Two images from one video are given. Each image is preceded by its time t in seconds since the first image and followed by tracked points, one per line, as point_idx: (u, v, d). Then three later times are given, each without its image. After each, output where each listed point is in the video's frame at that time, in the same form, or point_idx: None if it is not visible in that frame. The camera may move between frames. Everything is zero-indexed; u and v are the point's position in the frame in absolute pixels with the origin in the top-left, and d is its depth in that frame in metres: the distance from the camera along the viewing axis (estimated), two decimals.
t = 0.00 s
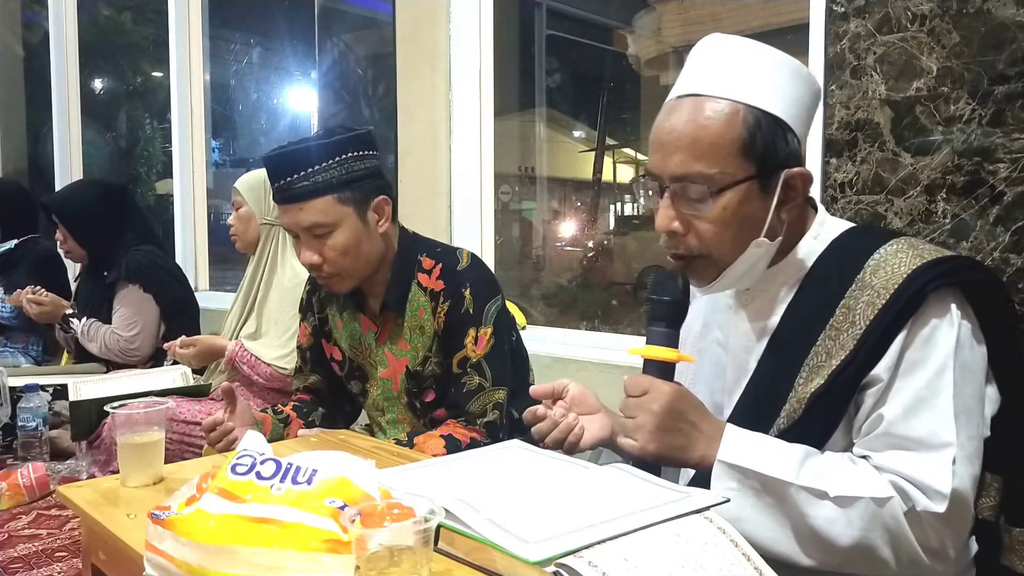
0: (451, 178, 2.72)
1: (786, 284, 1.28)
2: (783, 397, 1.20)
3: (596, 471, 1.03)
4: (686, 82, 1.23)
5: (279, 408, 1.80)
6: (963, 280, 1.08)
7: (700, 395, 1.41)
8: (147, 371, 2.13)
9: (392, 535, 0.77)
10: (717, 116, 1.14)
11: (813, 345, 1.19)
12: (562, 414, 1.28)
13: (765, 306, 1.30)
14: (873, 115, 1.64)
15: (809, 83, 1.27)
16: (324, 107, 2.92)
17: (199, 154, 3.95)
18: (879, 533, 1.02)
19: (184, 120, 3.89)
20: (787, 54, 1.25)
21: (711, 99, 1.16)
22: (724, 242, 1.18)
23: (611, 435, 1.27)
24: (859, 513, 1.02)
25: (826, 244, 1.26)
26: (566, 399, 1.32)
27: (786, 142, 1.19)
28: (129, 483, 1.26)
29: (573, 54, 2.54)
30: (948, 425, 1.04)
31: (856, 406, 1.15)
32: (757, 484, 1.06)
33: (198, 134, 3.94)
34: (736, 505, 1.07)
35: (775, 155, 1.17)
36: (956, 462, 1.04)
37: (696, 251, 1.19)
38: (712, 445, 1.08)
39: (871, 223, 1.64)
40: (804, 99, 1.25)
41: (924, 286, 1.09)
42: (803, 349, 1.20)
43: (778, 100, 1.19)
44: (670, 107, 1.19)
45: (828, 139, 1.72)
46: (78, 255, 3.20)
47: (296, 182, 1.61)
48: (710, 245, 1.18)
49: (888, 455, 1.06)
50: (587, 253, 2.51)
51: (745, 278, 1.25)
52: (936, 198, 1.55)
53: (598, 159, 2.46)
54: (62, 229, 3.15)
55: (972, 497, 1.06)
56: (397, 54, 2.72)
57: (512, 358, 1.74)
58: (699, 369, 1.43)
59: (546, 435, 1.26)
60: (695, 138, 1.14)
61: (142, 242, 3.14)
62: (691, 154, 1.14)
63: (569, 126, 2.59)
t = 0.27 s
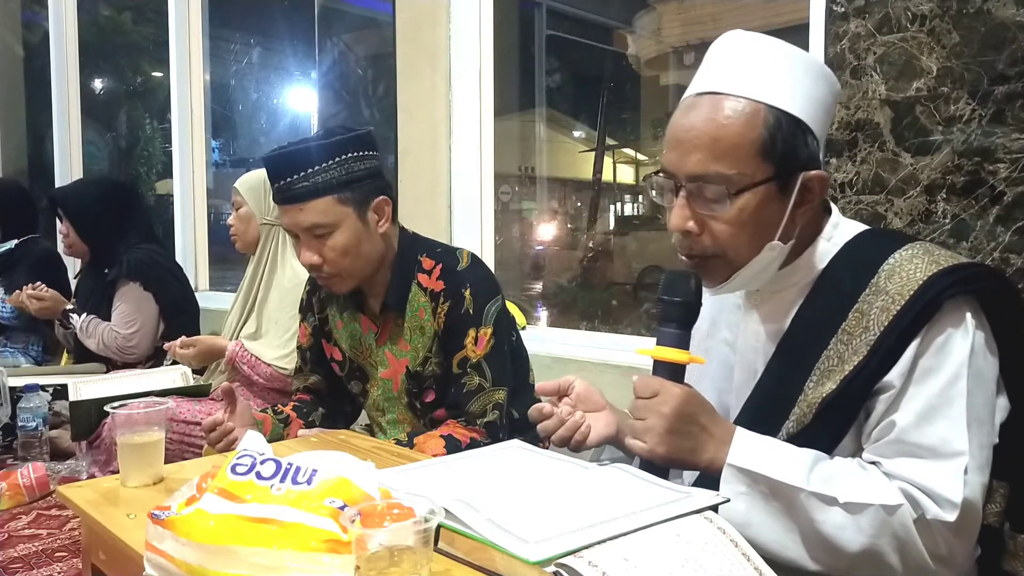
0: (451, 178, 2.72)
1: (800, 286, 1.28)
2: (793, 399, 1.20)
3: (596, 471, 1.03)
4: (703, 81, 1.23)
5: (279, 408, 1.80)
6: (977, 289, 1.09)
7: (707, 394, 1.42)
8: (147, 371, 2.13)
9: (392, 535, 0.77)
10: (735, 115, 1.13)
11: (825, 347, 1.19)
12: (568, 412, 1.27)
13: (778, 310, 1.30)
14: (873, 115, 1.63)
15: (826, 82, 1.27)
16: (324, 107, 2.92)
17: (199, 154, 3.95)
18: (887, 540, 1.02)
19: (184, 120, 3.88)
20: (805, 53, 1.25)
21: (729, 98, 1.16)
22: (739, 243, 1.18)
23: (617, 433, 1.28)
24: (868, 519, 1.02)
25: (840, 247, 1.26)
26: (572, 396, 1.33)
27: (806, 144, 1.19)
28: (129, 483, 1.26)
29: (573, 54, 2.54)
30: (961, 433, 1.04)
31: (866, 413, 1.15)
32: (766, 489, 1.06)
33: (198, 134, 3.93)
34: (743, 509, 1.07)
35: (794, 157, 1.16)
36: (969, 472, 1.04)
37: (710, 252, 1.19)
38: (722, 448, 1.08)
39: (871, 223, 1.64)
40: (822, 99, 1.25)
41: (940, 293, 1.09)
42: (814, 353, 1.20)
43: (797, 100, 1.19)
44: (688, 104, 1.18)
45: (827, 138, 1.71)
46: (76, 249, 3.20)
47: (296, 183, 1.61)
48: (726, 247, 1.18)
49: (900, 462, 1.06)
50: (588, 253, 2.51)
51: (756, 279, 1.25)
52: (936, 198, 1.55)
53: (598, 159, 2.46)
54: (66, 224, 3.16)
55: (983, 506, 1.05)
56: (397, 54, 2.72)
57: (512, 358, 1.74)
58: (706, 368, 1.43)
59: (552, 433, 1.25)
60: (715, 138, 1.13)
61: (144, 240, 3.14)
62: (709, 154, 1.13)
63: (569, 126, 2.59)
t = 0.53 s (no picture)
0: (451, 177, 2.72)
1: (811, 288, 1.27)
2: (800, 400, 1.20)
3: (596, 471, 1.03)
4: (714, 80, 1.23)
5: (279, 408, 1.80)
6: (985, 295, 1.08)
7: (711, 395, 1.41)
8: (145, 371, 2.12)
9: (392, 535, 0.77)
10: (747, 115, 1.13)
11: (833, 351, 1.20)
12: (572, 411, 1.27)
13: (791, 307, 1.28)
14: (873, 115, 1.63)
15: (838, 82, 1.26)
16: (324, 107, 2.93)
17: (199, 153, 3.95)
18: (893, 547, 1.02)
19: (184, 120, 3.88)
20: (818, 53, 1.25)
21: (740, 98, 1.15)
22: (749, 246, 1.18)
23: (620, 432, 1.28)
24: (875, 526, 1.02)
25: (849, 250, 1.26)
26: (575, 395, 1.33)
27: (819, 147, 1.18)
28: (129, 483, 1.26)
29: (573, 54, 2.54)
30: (970, 441, 1.04)
31: (874, 418, 1.15)
32: (772, 494, 1.07)
33: (198, 134, 3.93)
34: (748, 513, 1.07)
35: (807, 159, 1.16)
36: (976, 480, 1.04)
37: (719, 254, 1.19)
38: (728, 453, 1.08)
39: (871, 223, 1.63)
40: (835, 98, 1.25)
41: (950, 299, 1.08)
42: (823, 357, 1.20)
43: (809, 101, 1.19)
44: (700, 103, 1.18)
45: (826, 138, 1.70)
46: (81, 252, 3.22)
47: (296, 183, 1.61)
48: (735, 249, 1.18)
49: (907, 469, 1.06)
50: (588, 253, 2.51)
51: (765, 281, 1.25)
52: (936, 198, 1.55)
53: (598, 159, 2.46)
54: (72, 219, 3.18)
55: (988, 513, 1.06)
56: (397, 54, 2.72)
57: (512, 357, 1.73)
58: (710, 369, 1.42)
59: (556, 432, 1.24)
60: (727, 140, 1.12)
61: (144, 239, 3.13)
62: (721, 156, 1.13)
63: (569, 126, 2.59)
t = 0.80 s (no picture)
0: (451, 177, 2.72)
1: (814, 289, 1.27)
2: (803, 402, 1.20)
3: (596, 471, 1.03)
4: (718, 81, 1.23)
5: (279, 408, 1.80)
6: (990, 298, 1.08)
7: (712, 395, 1.40)
8: (145, 371, 2.12)
9: (391, 535, 0.77)
10: (751, 116, 1.13)
11: (836, 353, 1.20)
12: (574, 413, 1.27)
13: (792, 312, 1.29)
14: (873, 116, 1.63)
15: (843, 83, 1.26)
16: (324, 107, 2.93)
17: (199, 154, 3.95)
18: (895, 550, 1.02)
19: (184, 120, 3.88)
20: (823, 53, 1.25)
21: (743, 99, 1.15)
22: (753, 248, 1.18)
23: (621, 432, 1.28)
24: (878, 529, 1.02)
25: (852, 252, 1.26)
26: (576, 395, 1.33)
27: (824, 149, 1.18)
28: (129, 484, 1.26)
29: (573, 54, 2.54)
30: (973, 444, 1.04)
31: (877, 420, 1.16)
32: (775, 497, 1.07)
33: (198, 134, 3.93)
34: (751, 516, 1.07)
35: (812, 162, 1.16)
36: (979, 483, 1.04)
37: (723, 256, 1.19)
38: (730, 456, 1.08)
39: (871, 223, 1.63)
40: (838, 98, 1.25)
41: (954, 304, 1.08)
42: (825, 359, 1.20)
43: (813, 102, 1.19)
44: (705, 103, 1.17)
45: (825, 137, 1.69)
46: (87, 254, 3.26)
47: (296, 184, 1.61)
48: (739, 251, 1.18)
49: (910, 472, 1.06)
50: (588, 253, 2.51)
51: (767, 283, 1.25)
52: (936, 198, 1.55)
53: (598, 159, 2.46)
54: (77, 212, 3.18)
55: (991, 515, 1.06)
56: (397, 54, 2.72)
57: (512, 357, 1.73)
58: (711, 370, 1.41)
59: (557, 433, 1.25)
60: (732, 141, 1.12)
61: (144, 238, 3.13)
62: (726, 158, 1.12)
63: (569, 126, 2.59)
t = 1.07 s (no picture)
0: (451, 177, 2.72)
1: (811, 288, 1.27)
2: (801, 402, 1.20)
3: (596, 471, 1.03)
4: (713, 81, 1.23)
5: (279, 408, 1.80)
6: (987, 296, 1.08)
7: (711, 397, 1.40)
8: (146, 371, 2.12)
9: (392, 535, 0.77)
10: (747, 117, 1.13)
11: (833, 353, 1.20)
12: (573, 414, 1.27)
13: (787, 313, 1.29)
14: (873, 116, 1.63)
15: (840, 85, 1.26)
16: (324, 108, 2.93)
17: (199, 154, 3.95)
18: (895, 549, 1.02)
19: (184, 120, 3.89)
20: (821, 55, 1.25)
21: (739, 100, 1.15)
22: (750, 249, 1.18)
23: (621, 434, 1.29)
24: (877, 528, 1.02)
25: (848, 252, 1.26)
26: (575, 397, 1.32)
27: (820, 149, 1.18)
28: (129, 483, 1.26)
29: (573, 54, 2.54)
30: (970, 443, 1.04)
31: (874, 419, 1.15)
32: (774, 498, 1.07)
33: (198, 134, 3.93)
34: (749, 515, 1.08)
35: (808, 162, 1.16)
36: (977, 481, 1.04)
37: (720, 256, 1.19)
38: (729, 456, 1.08)
39: (870, 223, 1.63)
40: (834, 98, 1.24)
41: (951, 302, 1.08)
42: (823, 359, 1.20)
43: (810, 103, 1.19)
44: (702, 104, 1.18)
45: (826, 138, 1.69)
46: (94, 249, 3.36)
47: (296, 184, 1.61)
48: (736, 252, 1.18)
49: (908, 471, 1.06)
50: (588, 253, 2.51)
51: (764, 284, 1.25)
52: (936, 198, 1.55)
53: (598, 159, 2.46)
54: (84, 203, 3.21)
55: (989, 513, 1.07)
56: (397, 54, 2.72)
57: (512, 357, 1.73)
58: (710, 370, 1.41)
59: (557, 435, 1.24)
60: (728, 142, 1.12)
61: (145, 238, 3.13)
62: (722, 158, 1.12)
63: (569, 126, 2.59)
